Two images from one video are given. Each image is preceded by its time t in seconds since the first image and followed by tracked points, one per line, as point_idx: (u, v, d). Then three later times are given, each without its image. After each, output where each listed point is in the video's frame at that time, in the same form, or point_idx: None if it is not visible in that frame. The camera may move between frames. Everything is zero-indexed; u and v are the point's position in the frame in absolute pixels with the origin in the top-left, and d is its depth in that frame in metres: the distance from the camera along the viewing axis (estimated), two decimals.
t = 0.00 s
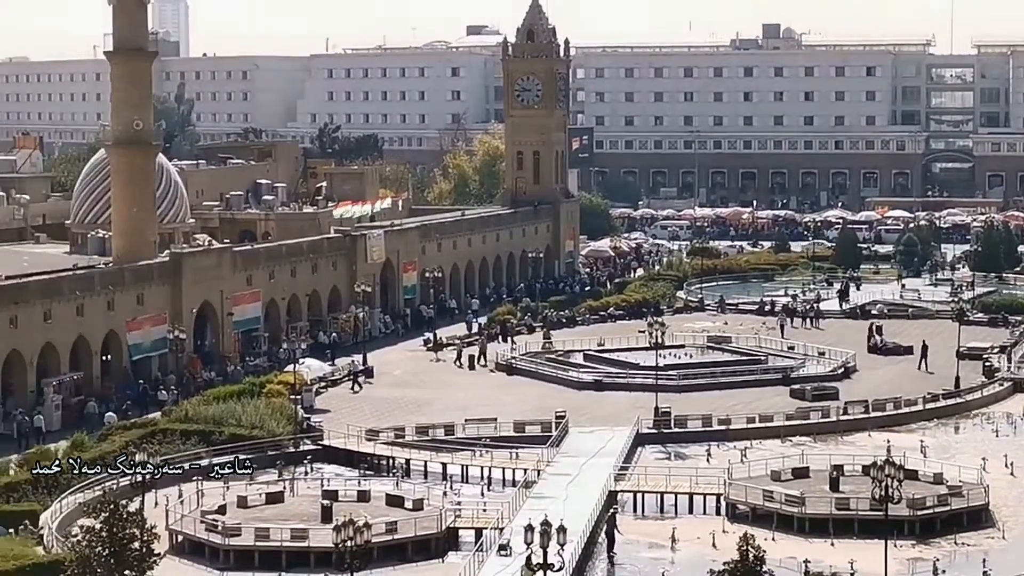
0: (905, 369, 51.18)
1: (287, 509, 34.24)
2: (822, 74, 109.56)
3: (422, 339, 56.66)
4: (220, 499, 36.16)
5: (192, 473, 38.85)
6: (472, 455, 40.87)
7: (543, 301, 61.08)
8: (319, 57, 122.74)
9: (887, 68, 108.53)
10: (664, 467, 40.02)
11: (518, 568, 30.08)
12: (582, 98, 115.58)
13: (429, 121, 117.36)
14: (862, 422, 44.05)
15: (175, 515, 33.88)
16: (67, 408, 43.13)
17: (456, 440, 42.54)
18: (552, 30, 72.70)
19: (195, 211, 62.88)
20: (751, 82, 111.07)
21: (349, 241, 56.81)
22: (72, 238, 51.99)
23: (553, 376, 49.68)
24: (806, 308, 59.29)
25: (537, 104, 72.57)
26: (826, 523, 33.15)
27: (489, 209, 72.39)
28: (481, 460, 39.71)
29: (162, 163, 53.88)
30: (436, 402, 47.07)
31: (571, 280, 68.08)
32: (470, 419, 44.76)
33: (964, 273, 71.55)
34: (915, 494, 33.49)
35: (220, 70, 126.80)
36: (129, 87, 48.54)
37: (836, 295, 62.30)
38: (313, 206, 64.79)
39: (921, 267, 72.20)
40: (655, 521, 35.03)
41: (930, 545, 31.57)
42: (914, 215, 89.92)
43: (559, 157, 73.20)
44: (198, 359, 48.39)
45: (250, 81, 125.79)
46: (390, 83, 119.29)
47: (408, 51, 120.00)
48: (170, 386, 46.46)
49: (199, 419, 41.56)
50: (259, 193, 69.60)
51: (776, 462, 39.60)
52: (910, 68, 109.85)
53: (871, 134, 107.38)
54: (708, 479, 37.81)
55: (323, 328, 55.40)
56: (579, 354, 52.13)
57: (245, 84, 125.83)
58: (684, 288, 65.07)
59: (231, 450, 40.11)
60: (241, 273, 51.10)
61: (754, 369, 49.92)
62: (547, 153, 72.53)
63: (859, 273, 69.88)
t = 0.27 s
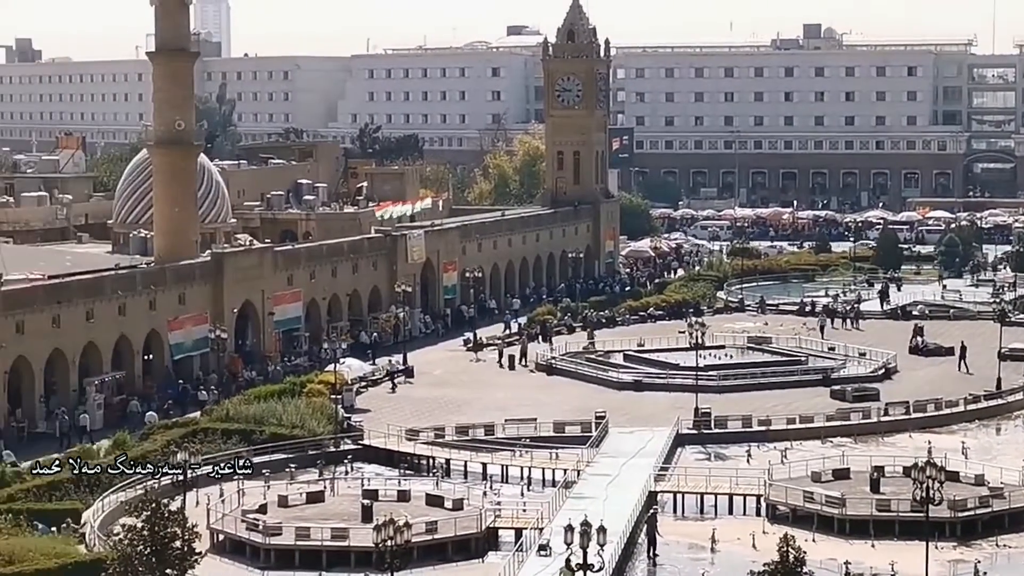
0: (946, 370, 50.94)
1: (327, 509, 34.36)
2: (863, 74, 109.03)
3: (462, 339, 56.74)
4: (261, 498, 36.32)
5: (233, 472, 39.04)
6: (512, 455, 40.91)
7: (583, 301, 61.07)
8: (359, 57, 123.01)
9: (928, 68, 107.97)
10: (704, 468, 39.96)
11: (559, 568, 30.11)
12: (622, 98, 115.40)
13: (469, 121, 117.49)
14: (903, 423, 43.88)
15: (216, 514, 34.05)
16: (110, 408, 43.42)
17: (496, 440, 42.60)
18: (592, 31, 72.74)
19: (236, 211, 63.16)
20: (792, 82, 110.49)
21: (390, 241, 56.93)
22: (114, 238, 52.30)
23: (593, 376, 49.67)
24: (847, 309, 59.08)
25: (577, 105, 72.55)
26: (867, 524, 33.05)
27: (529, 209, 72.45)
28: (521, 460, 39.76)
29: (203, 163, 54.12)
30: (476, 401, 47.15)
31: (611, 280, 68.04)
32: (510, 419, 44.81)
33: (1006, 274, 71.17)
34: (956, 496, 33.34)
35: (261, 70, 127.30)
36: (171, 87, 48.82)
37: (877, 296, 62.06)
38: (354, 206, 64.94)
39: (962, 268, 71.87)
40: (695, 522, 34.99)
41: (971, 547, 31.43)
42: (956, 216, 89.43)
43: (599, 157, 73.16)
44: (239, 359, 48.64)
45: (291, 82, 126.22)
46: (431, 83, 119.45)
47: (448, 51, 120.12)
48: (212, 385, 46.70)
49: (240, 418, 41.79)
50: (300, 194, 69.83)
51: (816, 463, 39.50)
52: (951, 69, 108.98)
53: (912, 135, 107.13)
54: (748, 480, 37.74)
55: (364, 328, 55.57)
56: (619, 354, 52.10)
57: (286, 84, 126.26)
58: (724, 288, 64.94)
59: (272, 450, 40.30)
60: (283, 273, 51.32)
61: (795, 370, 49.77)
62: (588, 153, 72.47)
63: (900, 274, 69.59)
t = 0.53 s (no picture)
0: (971, 371, 50.78)
1: (351, 508, 34.41)
2: (887, 74, 108.69)
3: (486, 339, 56.78)
4: (285, 498, 36.41)
5: (258, 471, 39.14)
6: (536, 455, 40.93)
7: (608, 301, 61.06)
8: (384, 57, 123.18)
9: (953, 68, 107.52)
10: (729, 468, 39.93)
11: (583, 568, 30.10)
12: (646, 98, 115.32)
13: (494, 121, 117.57)
14: (928, 424, 43.77)
15: (241, 513, 34.13)
16: (135, 407, 43.58)
17: (520, 440, 42.63)
18: (617, 31, 72.62)
19: (261, 211, 63.31)
20: (817, 82, 110.26)
21: (415, 241, 57.01)
22: (140, 238, 52.43)
23: (617, 376, 49.64)
24: (872, 310, 58.89)
25: (601, 105, 72.49)
26: (891, 525, 32.97)
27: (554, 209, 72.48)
28: (546, 460, 39.77)
29: (228, 163, 54.22)
30: (500, 401, 47.18)
31: (636, 281, 68.00)
32: (534, 419, 44.84)
33: None
34: (981, 497, 33.24)
35: (286, 70, 127.57)
36: (197, 88, 48.93)
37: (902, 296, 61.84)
38: (379, 206, 65.02)
39: (987, 269, 71.65)
40: (719, 522, 34.95)
41: (997, 548, 31.32)
42: (982, 216, 89.09)
43: (624, 157, 73.13)
44: (264, 358, 48.76)
45: (316, 82, 126.48)
46: (455, 83, 119.53)
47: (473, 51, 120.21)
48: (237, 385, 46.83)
49: (265, 418, 41.91)
50: (324, 193, 69.95)
51: (841, 464, 39.42)
52: (976, 69, 108.63)
53: (938, 135, 106.82)
54: (773, 481, 37.69)
55: (388, 328, 55.66)
56: (644, 354, 52.06)
57: (311, 84, 126.52)
58: (749, 289, 64.82)
59: (297, 450, 40.39)
60: (307, 273, 51.42)
61: (819, 370, 49.67)
62: (612, 152, 72.44)
63: (925, 275, 69.37)
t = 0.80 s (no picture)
0: (1014, 372, 50.50)
1: (393, 508, 34.52)
2: (930, 75, 108.28)
3: (527, 339, 56.84)
4: (327, 498, 36.54)
5: (300, 470, 39.32)
6: (577, 455, 40.95)
7: (649, 302, 60.99)
8: (425, 58, 123.36)
9: (996, 68, 107.00)
10: (770, 469, 39.85)
11: (624, 568, 30.11)
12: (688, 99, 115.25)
13: (535, 122, 117.64)
14: (970, 425, 43.58)
15: (283, 512, 34.29)
16: (178, 407, 43.84)
17: (561, 440, 42.66)
18: (658, 31, 72.49)
19: (303, 211, 63.54)
20: (859, 82, 109.97)
21: (456, 241, 57.09)
22: (182, 237, 52.73)
23: (659, 377, 49.61)
24: (914, 310, 58.57)
25: (643, 105, 72.42)
26: (933, 526, 32.84)
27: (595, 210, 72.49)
28: (586, 460, 39.78)
29: (270, 163, 54.43)
30: (541, 401, 47.21)
31: (677, 281, 67.89)
32: (575, 419, 44.87)
33: None
34: None
35: (328, 70, 127.93)
36: (239, 88, 49.16)
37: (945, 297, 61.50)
38: (421, 206, 65.16)
39: None
40: (760, 523, 34.88)
41: None
42: None
43: (665, 158, 73.04)
44: (306, 358, 48.96)
45: (357, 82, 126.82)
46: (497, 83, 119.68)
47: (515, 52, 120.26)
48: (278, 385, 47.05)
49: (307, 418, 42.10)
50: (366, 194, 70.15)
51: (883, 465, 39.27)
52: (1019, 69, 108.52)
53: (981, 135, 105.94)
54: (814, 482, 37.58)
55: (430, 328, 55.79)
56: (685, 354, 51.99)
57: (352, 85, 126.88)
58: (791, 289, 64.61)
59: (338, 449, 40.55)
60: (349, 273, 51.58)
61: (861, 371, 49.51)
62: (653, 153, 72.36)
63: (968, 275, 68.93)
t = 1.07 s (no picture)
0: None
1: (423, 509, 34.58)
2: (962, 76, 107.88)
3: (557, 341, 56.86)
4: (357, 499, 36.63)
5: (331, 471, 39.45)
6: (608, 457, 40.95)
7: (679, 304, 60.90)
8: (456, 60, 123.65)
9: None
10: (801, 471, 39.78)
11: (654, 570, 30.10)
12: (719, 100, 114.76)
13: (566, 124, 117.48)
14: (1002, 429, 43.43)
15: (314, 514, 34.39)
16: (209, 408, 44.02)
17: (591, 442, 42.66)
18: (689, 32, 72.33)
19: (335, 212, 63.65)
20: (891, 84, 109.31)
21: (486, 243, 57.13)
22: (214, 239, 52.92)
23: (689, 379, 49.54)
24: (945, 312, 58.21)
25: (674, 107, 72.37)
26: (965, 530, 32.72)
27: (626, 211, 72.46)
28: (617, 462, 39.75)
29: (302, 165, 54.56)
30: (571, 403, 47.20)
31: (708, 283, 67.75)
32: (605, 421, 44.87)
33: None
34: None
35: (360, 72, 128.17)
36: (271, 91, 49.29)
37: (976, 300, 61.10)
38: (452, 208, 65.21)
39: None
40: (791, 526, 34.78)
41: None
42: None
43: (696, 160, 72.91)
44: (336, 359, 49.06)
45: (388, 84, 127.06)
46: (528, 85, 119.70)
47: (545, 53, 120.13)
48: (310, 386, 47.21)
49: (338, 419, 42.25)
50: (397, 195, 70.27)
51: (914, 468, 39.14)
52: None
53: (1012, 137, 106.13)
54: (845, 485, 37.49)
55: (461, 330, 55.86)
56: (716, 357, 51.90)
57: (383, 87, 127.15)
58: (822, 291, 64.36)
59: (369, 450, 40.67)
60: (380, 274, 51.69)
61: (892, 373, 49.36)
62: (684, 155, 72.29)
63: (1000, 278, 68.44)
